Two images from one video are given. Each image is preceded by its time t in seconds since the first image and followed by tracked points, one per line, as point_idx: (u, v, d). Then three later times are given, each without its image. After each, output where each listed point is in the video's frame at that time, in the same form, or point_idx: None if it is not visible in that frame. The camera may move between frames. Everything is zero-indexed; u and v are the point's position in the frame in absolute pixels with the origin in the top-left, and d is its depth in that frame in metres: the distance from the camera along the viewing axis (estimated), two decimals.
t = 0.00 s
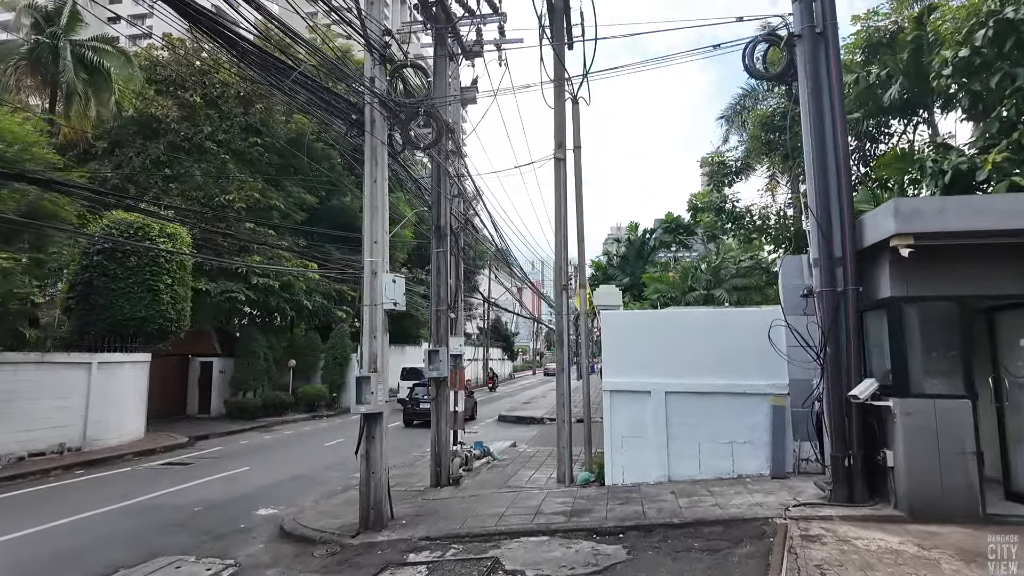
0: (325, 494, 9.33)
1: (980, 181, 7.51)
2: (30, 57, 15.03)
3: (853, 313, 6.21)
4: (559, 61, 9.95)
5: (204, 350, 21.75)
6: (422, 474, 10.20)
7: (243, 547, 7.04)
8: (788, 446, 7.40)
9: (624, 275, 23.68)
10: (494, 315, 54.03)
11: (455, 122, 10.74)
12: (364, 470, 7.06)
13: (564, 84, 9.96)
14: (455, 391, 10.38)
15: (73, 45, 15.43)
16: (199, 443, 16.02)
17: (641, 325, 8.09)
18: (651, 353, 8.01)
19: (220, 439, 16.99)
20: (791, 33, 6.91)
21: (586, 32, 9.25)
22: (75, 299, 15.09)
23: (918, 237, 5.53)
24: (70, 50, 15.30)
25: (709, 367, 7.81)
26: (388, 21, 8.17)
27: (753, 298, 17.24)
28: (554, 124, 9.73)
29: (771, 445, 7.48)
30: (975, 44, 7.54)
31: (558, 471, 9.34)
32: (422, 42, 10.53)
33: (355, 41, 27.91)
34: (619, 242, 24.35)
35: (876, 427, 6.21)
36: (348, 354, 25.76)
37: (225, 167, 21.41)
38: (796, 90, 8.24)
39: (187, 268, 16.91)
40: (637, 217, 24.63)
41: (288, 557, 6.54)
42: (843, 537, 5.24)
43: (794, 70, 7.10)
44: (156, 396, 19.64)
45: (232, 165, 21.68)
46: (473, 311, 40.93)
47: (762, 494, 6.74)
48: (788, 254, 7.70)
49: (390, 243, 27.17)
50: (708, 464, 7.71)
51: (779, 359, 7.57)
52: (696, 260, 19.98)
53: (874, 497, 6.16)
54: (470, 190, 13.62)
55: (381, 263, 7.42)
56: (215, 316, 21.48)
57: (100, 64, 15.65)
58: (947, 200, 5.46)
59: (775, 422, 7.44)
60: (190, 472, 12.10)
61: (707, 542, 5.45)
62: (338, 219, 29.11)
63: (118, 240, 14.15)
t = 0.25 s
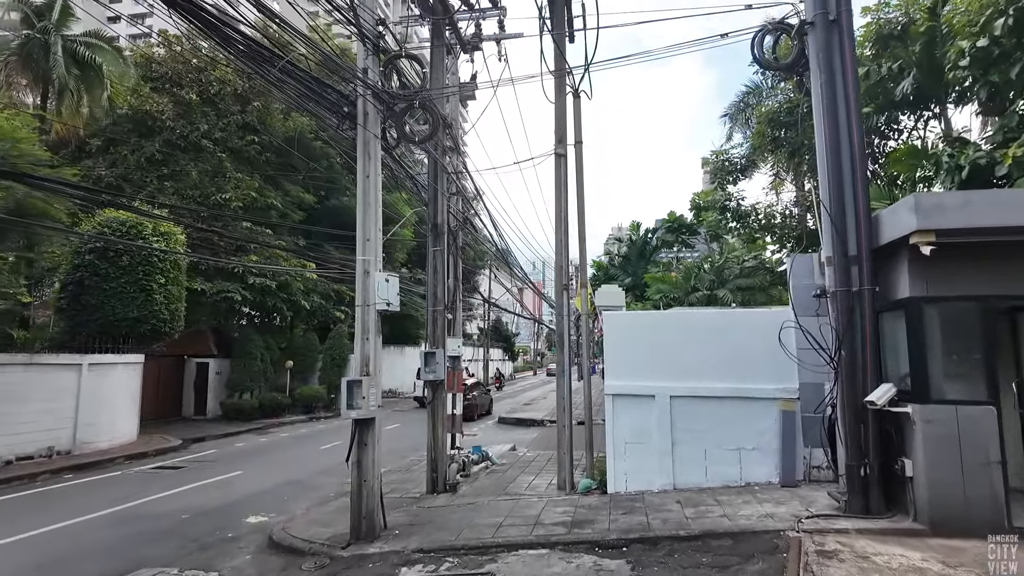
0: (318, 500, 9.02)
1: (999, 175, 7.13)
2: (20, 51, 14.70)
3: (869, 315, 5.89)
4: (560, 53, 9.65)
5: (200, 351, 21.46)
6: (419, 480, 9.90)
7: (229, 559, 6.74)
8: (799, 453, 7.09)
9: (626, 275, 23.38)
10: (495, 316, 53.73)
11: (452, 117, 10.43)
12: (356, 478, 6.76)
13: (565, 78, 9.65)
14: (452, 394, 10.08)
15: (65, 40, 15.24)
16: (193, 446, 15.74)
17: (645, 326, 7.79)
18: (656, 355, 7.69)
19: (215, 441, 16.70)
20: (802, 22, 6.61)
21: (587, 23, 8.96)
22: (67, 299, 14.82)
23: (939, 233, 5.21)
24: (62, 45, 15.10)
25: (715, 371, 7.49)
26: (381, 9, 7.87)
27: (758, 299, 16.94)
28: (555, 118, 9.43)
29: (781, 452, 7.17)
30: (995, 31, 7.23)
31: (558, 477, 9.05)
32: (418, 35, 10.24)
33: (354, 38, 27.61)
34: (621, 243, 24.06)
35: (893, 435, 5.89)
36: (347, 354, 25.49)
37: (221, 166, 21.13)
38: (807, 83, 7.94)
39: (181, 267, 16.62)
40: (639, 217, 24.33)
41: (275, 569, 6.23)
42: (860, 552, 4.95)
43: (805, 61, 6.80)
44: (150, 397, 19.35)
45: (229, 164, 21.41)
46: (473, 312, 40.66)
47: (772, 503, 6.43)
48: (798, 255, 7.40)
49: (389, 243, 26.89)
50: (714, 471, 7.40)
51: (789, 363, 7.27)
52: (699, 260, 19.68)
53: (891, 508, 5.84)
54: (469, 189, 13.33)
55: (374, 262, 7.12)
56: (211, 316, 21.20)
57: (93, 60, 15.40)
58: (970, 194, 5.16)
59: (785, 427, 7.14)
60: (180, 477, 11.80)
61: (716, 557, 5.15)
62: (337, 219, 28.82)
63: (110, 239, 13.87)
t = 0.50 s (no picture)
0: (313, 505, 8.72)
1: None
2: (13, 45, 14.54)
3: (891, 311, 5.58)
4: (564, 43, 9.35)
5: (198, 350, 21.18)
6: (418, 484, 9.59)
7: (218, 567, 6.44)
8: (814, 456, 6.79)
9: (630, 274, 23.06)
10: (496, 316, 53.40)
11: (453, 110, 10.13)
12: (350, 483, 6.45)
13: (569, 68, 9.36)
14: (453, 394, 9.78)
15: (60, 33, 15.00)
16: (189, 447, 15.45)
17: (654, 324, 7.47)
18: (665, 354, 7.38)
19: (213, 443, 16.42)
20: (820, 5, 6.32)
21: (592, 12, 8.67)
22: (60, 298, 14.52)
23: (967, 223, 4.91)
24: (56, 39, 14.84)
25: (726, 370, 7.19)
26: None
27: (765, 298, 16.61)
28: (558, 110, 9.14)
29: (796, 456, 6.86)
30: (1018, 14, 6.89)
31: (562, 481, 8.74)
32: (418, 26, 9.95)
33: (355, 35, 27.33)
34: (625, 242, 23.73)
35: (918, 439, 5.58)
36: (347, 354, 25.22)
37: (220, 163, 20.85)
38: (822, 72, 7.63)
39: (178, 265, 16.34)
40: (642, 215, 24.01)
41: None
42: (885, 564, 4.63)
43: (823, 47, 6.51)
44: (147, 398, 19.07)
45: (228, 161, 21.14)
46: (475, 312, 40.35)
47: (788, 510, 6.12)
48: (812, 250, 7.11)
49: (390, 241, 26.59)
50: (726, 476, 7.09)
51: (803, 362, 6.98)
52: (705, 259, 19.35)
53: (915, 517, 5.53)
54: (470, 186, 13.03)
55: (371, 257, 6.83)
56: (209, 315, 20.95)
57: (89, 54, 15.16)
58: (1000, 182, 4.87)
59: (801, 430, 6.82)
60: (174, 480, 11.50)
61: (731, 569, 4.86)
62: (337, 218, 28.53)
63: (104, 236, 13.62)
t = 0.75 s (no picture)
0: (310, 510, 8.42)
1: None
2: (6, 40, 14.32)
3: (921, 308, 5.25)
4: (570, 31, 9.01)
5: (198, 350, 20.90)
6: (419, 488, 9.29)
7: None
8: (835, 461, 6.46)
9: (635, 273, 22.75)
10: (499, 316, 53.12)
11: (455, 102, 9.81)
12: (347, 489, 6.14)
13: (575, 56, 9.02)
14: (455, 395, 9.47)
15: (55, 27, 14.76)
16: (186, 449, 15.16)
17: (665, 323, 7.15)
18: (677, 355, 7.06)
19: (211, 444, 16.14)
20: None
21: None
22: (55, 296, 14.26)
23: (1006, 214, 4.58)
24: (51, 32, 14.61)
25: (741, 370, 6.86)
26: None
27: (773, 297, 16.30)
28: (564, 100, 8.80)
29: (815, 460, 6.53)
30: None
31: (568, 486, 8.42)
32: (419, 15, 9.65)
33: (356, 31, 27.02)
34: (630, 240, 23.41)
35: (951, 445, 5.23)
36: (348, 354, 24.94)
37: (219, 160, 20.58)
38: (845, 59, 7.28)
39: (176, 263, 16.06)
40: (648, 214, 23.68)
41: None
42: None
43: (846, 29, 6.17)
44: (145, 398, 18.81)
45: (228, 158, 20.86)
46: (477, 312, 40.04)
47: (809, 519, 5.79)
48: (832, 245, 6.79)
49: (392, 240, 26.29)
50: (742, 481, 6.77)
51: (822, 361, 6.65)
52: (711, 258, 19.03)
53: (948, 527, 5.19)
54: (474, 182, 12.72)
55: (369, 251, 6.53)
56: (208, 313, 20.74)
57: (85, 48, 14.92)
58: None
59: (821, 433, 6.50)
60: (169, 482, 11.21)
61: None
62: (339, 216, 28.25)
63: (99, 233, 13.33)
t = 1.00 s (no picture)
0: (311, 515, 8.18)
1: None
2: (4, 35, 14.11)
3: (952, 308, 4.96)
4: (578, 21, 8.71)
5: (200, 350, 20.71)
6: (423, 492, 9.04)
7: None
8: (856, 464, 6.20)
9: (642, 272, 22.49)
10: (504, 316, 53.00)
11: (460, 95, 9.54)
12: (348, 496, 5.89)
13: (583, 47, 8.73)
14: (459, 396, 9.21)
15: (54, 23, 14.58)
16: (187, 450, 14.94)
17: (676, 323, 6.86)
18: (689, 355, 6.78)
19: (213, 445, 15.95)
20: None
21: None
22: (55, 296, 14.12)
23: None
24: (50, 28, 14.43)
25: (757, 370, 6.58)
26: None
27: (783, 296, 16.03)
28: (572, 92, 8.52)
29: (835, 465, 6.25)
30: None
31: (576, 490, 8.16)
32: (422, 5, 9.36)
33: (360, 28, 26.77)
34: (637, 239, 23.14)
35: (985, 450, 4.96)
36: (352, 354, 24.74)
37: (221, 158, 20.38)
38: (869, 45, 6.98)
39: (177, 263, 15.86)
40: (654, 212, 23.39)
41: None
42: None
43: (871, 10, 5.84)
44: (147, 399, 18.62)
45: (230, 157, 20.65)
46: (482, 312, 39.79)
47: (832, 527, 5.51)
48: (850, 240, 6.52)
49: (396, 238, 26.06)
50: (758, 486, 6.50)
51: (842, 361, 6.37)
52: (720, 256, 18.78)
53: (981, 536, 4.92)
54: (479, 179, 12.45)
55: (371, 248, 6.27)
56: (210, 313, 20.56)
57: (84, 45, 14.74)
58: None
59: (842, 437, 6.21)
60: (168, 485, 10.97)
61: None
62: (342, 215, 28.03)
63: (98, 231, 13.11)
